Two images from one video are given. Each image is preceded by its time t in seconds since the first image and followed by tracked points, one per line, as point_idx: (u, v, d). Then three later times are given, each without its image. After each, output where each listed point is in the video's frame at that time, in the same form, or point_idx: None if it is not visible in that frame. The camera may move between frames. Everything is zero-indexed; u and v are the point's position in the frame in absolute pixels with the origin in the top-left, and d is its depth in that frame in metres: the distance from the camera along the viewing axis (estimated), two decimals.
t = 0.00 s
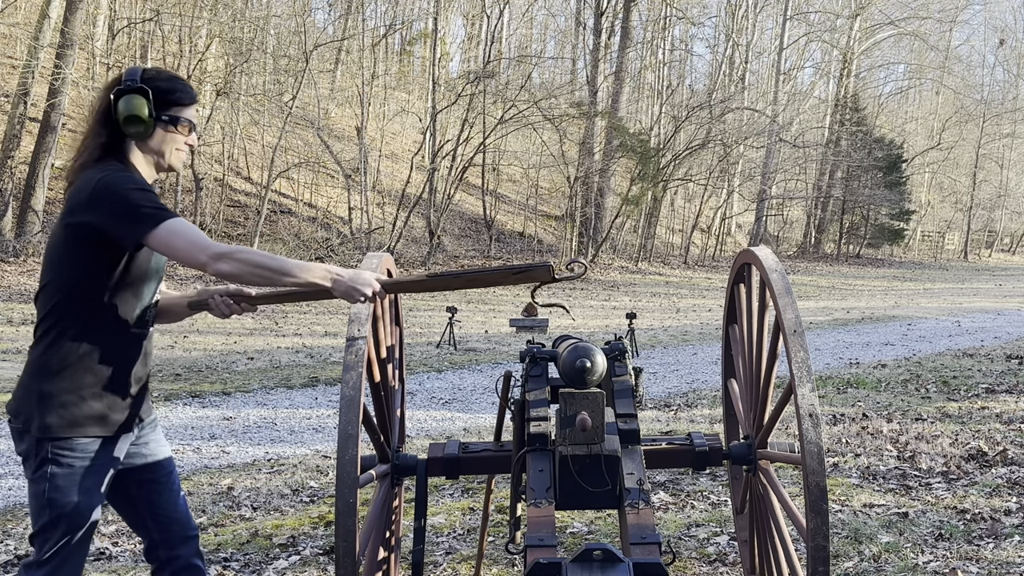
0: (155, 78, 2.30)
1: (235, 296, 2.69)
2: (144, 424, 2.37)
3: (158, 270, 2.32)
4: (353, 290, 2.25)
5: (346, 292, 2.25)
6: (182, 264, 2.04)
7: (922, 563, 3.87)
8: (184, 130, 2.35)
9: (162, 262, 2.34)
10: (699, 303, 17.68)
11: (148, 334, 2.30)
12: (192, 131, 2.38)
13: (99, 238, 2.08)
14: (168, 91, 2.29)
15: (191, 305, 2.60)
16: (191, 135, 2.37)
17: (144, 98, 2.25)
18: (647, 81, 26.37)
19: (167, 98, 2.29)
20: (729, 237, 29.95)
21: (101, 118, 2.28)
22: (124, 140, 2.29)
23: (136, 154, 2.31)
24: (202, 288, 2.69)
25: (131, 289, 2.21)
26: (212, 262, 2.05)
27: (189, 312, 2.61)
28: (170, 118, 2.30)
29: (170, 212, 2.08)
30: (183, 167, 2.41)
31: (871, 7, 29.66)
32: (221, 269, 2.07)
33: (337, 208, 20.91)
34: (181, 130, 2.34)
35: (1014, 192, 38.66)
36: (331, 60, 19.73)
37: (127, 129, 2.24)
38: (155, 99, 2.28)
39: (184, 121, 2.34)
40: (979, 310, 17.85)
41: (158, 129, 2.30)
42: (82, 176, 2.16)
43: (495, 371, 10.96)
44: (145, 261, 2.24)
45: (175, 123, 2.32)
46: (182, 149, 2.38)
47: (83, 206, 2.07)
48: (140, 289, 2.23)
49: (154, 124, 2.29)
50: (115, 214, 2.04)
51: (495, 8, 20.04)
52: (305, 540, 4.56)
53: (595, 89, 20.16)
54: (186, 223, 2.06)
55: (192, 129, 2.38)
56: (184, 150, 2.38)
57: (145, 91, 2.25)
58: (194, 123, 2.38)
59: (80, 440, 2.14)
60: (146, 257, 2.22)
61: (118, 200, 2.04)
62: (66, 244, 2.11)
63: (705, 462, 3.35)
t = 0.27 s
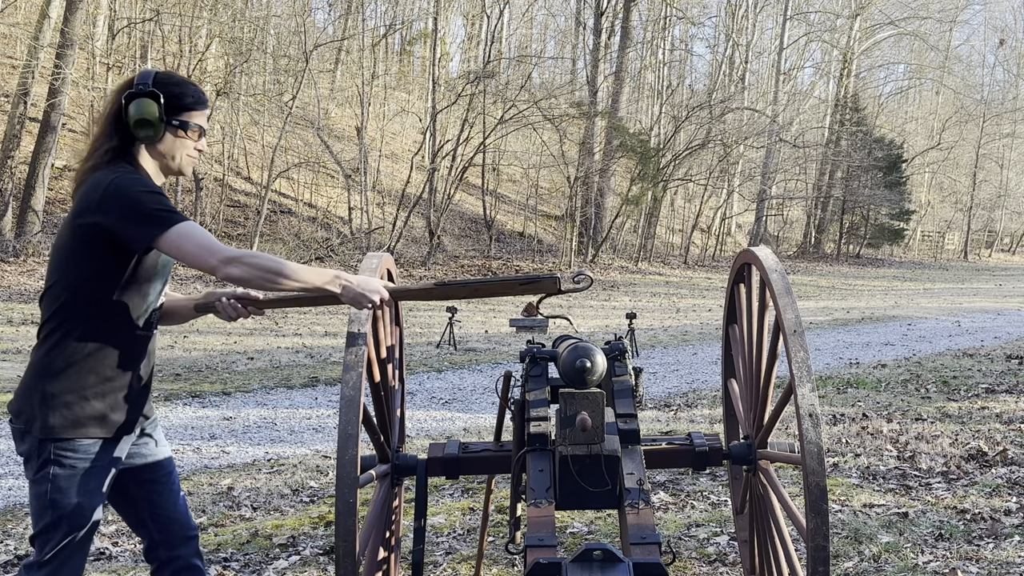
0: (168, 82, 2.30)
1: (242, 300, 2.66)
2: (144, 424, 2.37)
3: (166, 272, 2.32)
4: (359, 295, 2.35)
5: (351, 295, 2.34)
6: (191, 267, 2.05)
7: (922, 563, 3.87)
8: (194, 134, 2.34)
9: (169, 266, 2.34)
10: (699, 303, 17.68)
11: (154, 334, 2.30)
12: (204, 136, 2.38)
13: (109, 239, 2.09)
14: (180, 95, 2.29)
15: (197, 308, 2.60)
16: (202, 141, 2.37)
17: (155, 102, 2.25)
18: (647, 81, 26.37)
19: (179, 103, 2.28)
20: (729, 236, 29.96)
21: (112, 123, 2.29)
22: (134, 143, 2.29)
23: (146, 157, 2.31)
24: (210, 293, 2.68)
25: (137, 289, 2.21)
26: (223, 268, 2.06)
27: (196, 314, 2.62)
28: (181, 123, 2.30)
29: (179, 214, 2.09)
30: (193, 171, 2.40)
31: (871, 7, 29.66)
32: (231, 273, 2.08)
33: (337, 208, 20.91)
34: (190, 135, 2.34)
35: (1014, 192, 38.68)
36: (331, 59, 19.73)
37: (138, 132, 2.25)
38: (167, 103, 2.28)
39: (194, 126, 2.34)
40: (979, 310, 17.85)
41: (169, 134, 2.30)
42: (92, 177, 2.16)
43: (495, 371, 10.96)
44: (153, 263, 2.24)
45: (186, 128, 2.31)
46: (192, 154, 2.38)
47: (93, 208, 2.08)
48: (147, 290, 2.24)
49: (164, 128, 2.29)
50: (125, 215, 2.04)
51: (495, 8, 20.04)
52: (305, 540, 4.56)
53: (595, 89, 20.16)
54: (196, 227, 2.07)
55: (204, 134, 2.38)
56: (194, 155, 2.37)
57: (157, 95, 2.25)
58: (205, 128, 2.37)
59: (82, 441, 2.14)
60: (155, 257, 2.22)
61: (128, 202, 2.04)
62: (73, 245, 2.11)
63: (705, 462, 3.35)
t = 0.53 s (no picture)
0: (171, 84, 2.30)
1: (241, 302, 2.65)
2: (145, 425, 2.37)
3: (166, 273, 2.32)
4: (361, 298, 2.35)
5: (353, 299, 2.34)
6: (192, 268, 2.06)
7: (922, 563, 3.87)
8: (196, 137, 2.34)
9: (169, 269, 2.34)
10: (699, 303, 17.68)
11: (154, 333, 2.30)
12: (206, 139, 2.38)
13: (109, 239, 2.09)
14: (183, 98, 2.29)
15: (196, 310, 2.61)
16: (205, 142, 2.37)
17: (158, 104, 2.25)
18: (647, 81, 26.36)
19: (182, 105, 2.29)
20: (729, 237, 29.95)
21: (115, 123, 2.28)
22: (136, 144, 2.29)
23: (147, 159, 2.31)
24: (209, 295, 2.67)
25: (137, 289, 2.20)
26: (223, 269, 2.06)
27: (196, 316, 2.62)
28: (183, 126, 2.30)
29: (181, 215, 2.09)
30: (194, 174, 2.40)
31: (871, 7, 29.66)
32: (231, 275, 2.07)
33: (337, 208, 20.91)
34: (192, 138, 2.34)
35: (1014, 192, 38.68)
36: (331, 59, 19.73)
37: (140, 134, 2.25)
38: (171, 105, 2.28)
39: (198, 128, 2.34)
40: (979, 310, 17.86)
41: (172, 135, 2.30)
42: (93, 177, 2.16)
43: (495, 371, 10.96)
44: (154, 263, 2.24)
45: (189, 130, 2.31)
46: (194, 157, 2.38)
47: (93, 209, 2.08)
48: (148, 290, 2.24)
49: (168, 130, 2.29)
50: (126, 216, 2.05)
51: (495, 8, 20.04)
52: (305, 540, 4.56)
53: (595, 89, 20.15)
54: (197, 228, 2.08)
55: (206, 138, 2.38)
56: (195, 158, 2.38)
57: (160, 97, 2.26)
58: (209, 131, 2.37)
59: (82, 441, 2.14)
60: (156, 258, 2.21)
61: (130, 203, 2.05)
62: (74, 245, 2.11)
63: (705, 462, 3.35)
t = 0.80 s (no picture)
0: (174, 86, 2.30)
1: (243, 302, 2.67)
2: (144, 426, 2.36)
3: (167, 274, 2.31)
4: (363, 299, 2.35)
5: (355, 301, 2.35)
6: (192, 269, 2.06)
7: (922, 563, 3.87)
8: (198, 139, 2.34)
9: (170, 269, 2.33)
10: (700, 302, 17.68)
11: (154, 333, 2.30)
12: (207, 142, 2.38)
13: (110, 240, 2.09)
14: (185, 100, 2.29)
15: (198, 310, 2.60)
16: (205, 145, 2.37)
17: (161, 106, 2.25)
18: (647, 81, 26.37)
19: (184, 108, 2.29)
20: (729, 237, 29.94)
21: (117, 125, 2.28)
22: (137, 146, 2.29)
23: (148, 160, 2.30)
24: (209, 295, 2.67)
25: (137, 289, 2.20)
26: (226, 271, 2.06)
27: (196, 317, 2.62)
28: (185, 128, 2.30)
29: (181, 216, 2.09)
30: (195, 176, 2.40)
31: (871, 7, 29.66)
32: (232, 276, 2.07)
33: (337, 208, 20.91)
34: (194, 141, 2.34)
35: (1014, 191, 38.68)
36: (331, 59, 19.73)
37: (142, 135, 2.25)
38: (173, 106, 2.28)
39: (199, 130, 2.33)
40: (979, 310, 17.85)
41: (174, 136, 2.30)
42: (95, 177, 2.16)
43: (495, 371, 10.96)
44: (154, 263, 2.23)
45: (190, 133, 2.31)
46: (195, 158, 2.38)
47: (95, 209, 2.08)
48: (149, 291, 2.24)
49: (170, 132, 2.29)
50: (127, 216, 2.05)
51: (495, 8, 20.04)
52: (305, 540, 4.56)
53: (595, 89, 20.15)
54: (198, 229, 2.08)
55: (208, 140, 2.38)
56: (197, 161, 2.38)
57: (163, 99, 2.26)
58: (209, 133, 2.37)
59: (80, 442, 2.14)
60: (156, 258, 2.21)
61: (131, 204, 2.05)
62: (74, 245, 2.11)
63: (705, 462, 3.35)
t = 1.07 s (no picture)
0: (178, 89, 2.30)
1: (245, 305, 2.68)
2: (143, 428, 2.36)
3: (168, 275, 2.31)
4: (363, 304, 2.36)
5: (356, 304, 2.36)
6: (194, 270, 2.05)
7: (922, 563, 3.87)
8: (201, 142, 2.33)
9: (171, 270, 2.33)
10: (700, 302, 17.67)
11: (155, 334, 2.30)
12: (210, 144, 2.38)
13: (112, 240, 2.09)
14: (189, 102, 2.28)
15: (199, 313, 2.59)
16: (209, 148, 2.36)
17: (165, 107, 2.25)
18: (647, 81, 26.37)
19: (187, 110, 2.28)
20: (729, 236, 29.93)
21: (121, 126, 2.29)
22: (140, 148, 2.29)
23: (151, 162, 2.30)
24: (210, 298, 2.69)
25: (139, 289, 2.20)
26: (228, 273, 2.06)
27: (198, 319, 2.61)
28: (189, 130, 2.29)
29: (183, 217, 2.09)
30: (198, 179, 2.40)
31: (871, 7, 29.66)
32: (234, 278, 2.08)
33: (337, 208, 20.90)
34: (197, 143, 2.33)
35: (1014, 191, 38.68)
36: (331, 59, 19.73)
37: (146, 135, 2.25)
38: (177, 108, 2.27)
39: (202, 133, 2.33)
40: (979, 310, 17.84)
41: (178, 139, 2.29)
42: (97, 179, 2.16)
43: (495, 371, 10.96)
44: (155, 264, 2.23)
45: (194, 134, 2.30)
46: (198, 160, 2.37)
47: (96, 210, 2.08)
48: (151, 291, 2.24)
49: (173, 134, 2.28)
50: (129, 217, 2.05)
51: (495, 7, 20.03)
52: (305, 540, 4.56)
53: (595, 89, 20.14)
54: (200, 230, 2.07)
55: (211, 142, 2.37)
56: (201, 162, 2.37)
57: (167, 100, 2.26)
58: (212, 137, 2.37)
59: (79, 443, 2.14)
60: (158, 259, 2.21)
61: (133, 205, 2.05)
62: (76, 246, 2.11)
63: (705, 462, 3.35)
